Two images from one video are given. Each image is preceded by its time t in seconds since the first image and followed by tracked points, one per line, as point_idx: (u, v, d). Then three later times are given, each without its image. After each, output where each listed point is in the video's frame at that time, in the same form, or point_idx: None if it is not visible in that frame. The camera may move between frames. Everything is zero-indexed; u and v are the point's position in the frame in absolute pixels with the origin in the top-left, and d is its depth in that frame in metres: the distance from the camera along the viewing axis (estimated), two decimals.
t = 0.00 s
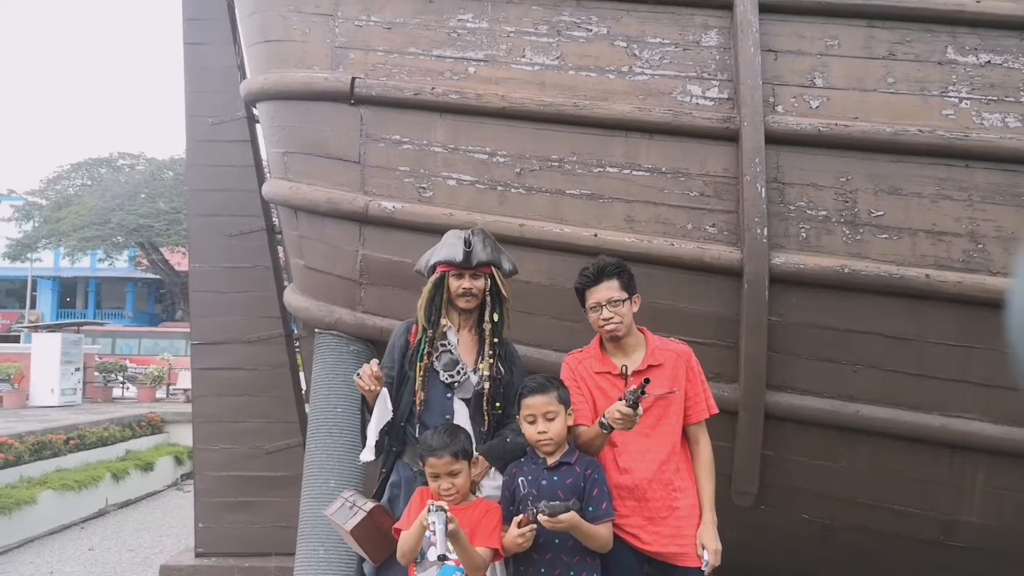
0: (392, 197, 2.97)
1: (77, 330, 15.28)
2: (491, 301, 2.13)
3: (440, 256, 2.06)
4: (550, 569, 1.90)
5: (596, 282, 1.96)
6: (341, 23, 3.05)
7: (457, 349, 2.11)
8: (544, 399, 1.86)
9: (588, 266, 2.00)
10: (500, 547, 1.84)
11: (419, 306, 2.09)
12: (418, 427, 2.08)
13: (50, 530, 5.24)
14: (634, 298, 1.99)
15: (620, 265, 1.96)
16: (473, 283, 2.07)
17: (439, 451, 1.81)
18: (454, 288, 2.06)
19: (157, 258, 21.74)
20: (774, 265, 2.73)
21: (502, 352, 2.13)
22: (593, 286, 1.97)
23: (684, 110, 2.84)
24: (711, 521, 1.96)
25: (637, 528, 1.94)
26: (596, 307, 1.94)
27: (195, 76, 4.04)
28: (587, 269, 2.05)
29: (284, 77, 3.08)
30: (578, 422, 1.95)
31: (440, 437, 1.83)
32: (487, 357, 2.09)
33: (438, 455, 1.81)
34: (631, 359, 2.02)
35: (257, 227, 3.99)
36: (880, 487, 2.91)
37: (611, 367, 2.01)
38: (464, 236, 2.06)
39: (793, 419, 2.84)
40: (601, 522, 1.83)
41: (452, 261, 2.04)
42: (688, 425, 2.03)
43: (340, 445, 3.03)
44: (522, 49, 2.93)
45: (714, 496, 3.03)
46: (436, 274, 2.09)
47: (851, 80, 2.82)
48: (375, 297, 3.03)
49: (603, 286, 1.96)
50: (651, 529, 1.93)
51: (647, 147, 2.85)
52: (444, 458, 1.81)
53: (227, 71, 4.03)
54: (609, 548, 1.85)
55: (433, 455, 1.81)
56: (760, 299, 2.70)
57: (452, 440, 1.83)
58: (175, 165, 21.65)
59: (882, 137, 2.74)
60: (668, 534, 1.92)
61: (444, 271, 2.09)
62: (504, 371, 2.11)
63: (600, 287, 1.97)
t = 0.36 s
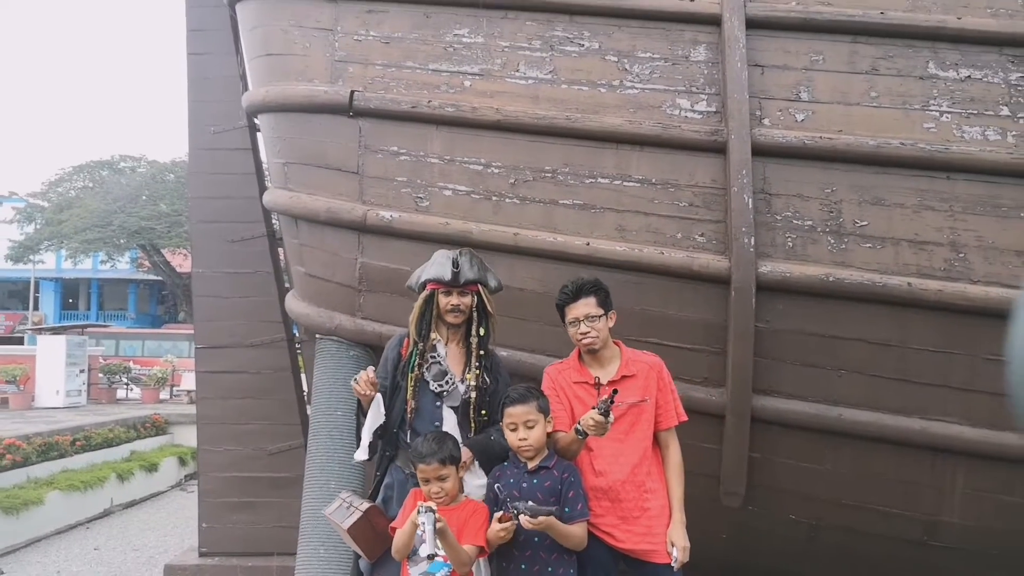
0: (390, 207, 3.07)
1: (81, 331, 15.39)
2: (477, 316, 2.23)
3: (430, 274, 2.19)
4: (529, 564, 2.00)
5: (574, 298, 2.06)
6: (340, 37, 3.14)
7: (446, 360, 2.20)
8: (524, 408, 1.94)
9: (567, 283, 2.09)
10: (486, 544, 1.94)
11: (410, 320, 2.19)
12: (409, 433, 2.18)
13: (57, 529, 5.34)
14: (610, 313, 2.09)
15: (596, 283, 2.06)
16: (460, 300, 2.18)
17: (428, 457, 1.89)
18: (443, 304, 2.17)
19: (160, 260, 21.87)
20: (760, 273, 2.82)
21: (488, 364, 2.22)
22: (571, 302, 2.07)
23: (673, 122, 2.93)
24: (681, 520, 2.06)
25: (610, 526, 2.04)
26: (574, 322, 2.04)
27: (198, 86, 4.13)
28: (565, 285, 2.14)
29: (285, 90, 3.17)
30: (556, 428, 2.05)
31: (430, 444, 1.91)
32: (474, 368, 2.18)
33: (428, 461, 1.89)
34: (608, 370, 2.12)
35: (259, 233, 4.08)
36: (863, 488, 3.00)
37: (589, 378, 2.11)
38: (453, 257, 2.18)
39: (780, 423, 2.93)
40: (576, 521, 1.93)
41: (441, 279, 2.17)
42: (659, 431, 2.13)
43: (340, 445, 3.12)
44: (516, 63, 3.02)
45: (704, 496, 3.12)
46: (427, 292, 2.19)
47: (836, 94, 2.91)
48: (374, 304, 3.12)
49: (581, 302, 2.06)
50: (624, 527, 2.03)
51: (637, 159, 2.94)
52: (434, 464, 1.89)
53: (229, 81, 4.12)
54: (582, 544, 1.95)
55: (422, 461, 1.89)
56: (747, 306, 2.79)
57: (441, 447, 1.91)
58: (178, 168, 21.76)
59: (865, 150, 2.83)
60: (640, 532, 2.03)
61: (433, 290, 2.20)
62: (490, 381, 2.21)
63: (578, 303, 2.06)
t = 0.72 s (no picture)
0: (396, 213, 3.18)
1: (94, 332, 15.57)
2: (471, 319, 2.35)
3: (426, 282, 2.28)
4: (518, 545, 2.10)
5: (562, 300, 2.16)
6: (348, 49, 3.26)
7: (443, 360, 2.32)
8: (511, 405, 2.03)
9: (556, 286, 2.21)
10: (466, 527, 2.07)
11: (409, 324, 2.30)
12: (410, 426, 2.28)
13: (73, 526, 5.47)
14: (595, 315, 2.20)
15: (583, 287, 2.18)
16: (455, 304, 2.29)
17: (422, 446, 2.00)
18: (439, 308, 2.29)
19: (171, 262, 22.08)
20: (752, 276, 2.92)
21: (482, 362, 2.33)
22: (560, 304, 2.18)
23: (668, 131, 3.03)
24: (658, 506, 2.16)
25: (593, 511, 2.16)
26: (561, 322, 2.15)
27: (210, 94, 4.25)
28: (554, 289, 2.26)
29: (295, 100, 3.28)
30: (543, 422, 2.16)
31: (424, 433, 2.03)
32: (469, 365, 2.30)
33: (422, 449, 2.00)
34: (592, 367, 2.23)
35: (269, 237, 4.20)
36: (853, 484, 3.10)
37: (574, 375, 2.22)
38: (447, 266, 2.27)
39: (772, 421, 3.03)
40: (561, 505, 2.03)
41: (437, 286, 2.26)
42: (640, 425, 2.24)
43: (348, 442, 3.25)
44: (517, 74, 3.13)
45: (699, 492, 3.23)
46: (424, 298, 2.31)
47: (826, 103, 3.01)
48: (380, 306, 3.24)
49: (569, 304, 2.17)
50: (605, 512, 2.14)
51: (634, 166, 3.05)
52: (428, 452, 2.01)
53: (240, 90, 4.24)
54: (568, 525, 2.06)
55: (417, 449, 2.01)
56: (739, 308, 2.89)
57: (434, 437, 2.03)
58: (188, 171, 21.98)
59: (854, 156, 2.93)
60: (620, 517, 2.14)
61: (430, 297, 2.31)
62: (483, 378, 2.32)
63: (565, 305, 2.17)
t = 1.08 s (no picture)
0: (431, 214, 3.26)
1: (139, 332, 15.95)
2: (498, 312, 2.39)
3: (455, 279, 2.34)
4: (545, 526, 2.15)
5: (587, 294, 2.21)
6: (383, 54, 3.35)
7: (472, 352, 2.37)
8: (539, 395, 2.09)
9: (580, 281, 2.25)
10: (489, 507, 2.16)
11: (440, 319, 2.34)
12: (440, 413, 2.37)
13: (122, 518, 5.66)
14: (618, 309, 2.25)
15: (607, 282, 2.22)
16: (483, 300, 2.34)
17: (453, 431, 2.08)
18: (468, 304, 2.34)
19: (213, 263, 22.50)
20: (782, 273, 2.95)
21: (507, 353, 2.40)
22: (584, 298, 2.23)
23: (697, 130, 3.07)
24: (680, 491, 2.21)
25: (617, 496, 2.20)
26: (585, 316, 2.20)
27: (250, 99, 4.38)
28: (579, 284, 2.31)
29: (332, 105, 3.38)
30: (568, 412, 2.22)
31: (455, 420, 2.11)
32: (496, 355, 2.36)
33: (453, 434, 2.08)
34: (616, 360, 2.28)
35: (308, 238, 4.32)
36: (885, 481, 3.12)
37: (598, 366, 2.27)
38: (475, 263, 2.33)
39: (803, 418, 3.06)
40: (587, 489, 2.09)
41: (466, 282, 2.32)
42: (661, 415, 2.30)
43: (386, 437, 3.34)
44: (548, 76, 3.19)
45: (730, 487, 3.26)
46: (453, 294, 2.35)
47: (855, 101, 3.03)
48: (415, 304, 3.33)
49: (593, 299, 2.22)
50: (629, 497, 2.19)
51: (663, 165, 3.09)
52: (459, 437, 2.09)
53: (279, 95, 4.35)
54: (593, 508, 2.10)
55: (448, 435, 2.09)
56: (768, 306, 2.92)
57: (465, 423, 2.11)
58: (229, 174, 22.40)
59: (884, 154, 2.94)
60: (643, 501, 2.19)
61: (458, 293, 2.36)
62: (508, 368, 2.38)
63: (590, 299, 2.22)
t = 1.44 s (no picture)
0: (485, 208, 3.32)
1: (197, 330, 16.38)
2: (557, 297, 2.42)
3: (514, 264, 2.37)
4: (606, 500, 2.15)
5: (646, 278, 2.25)
6: (437, 53, 3.42)
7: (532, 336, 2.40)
8: (599, 372, 2.12)
9: (639, 266, 2.29)
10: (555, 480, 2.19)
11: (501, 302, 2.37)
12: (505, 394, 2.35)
13: (186, 508, 5.84)
14: (677, 292, 2.27)
15: (665, 265, 2.25)
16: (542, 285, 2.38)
17: (520, 406, 2.15)
18: (528, 289, 2.38)
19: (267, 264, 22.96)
20: (838, 264, 2.94)
21: (565, 335, 2.40)
22: (643, 282, 2.26)
23: (750, 122, 3.07)
24: (739, 468, 2.22)
25: (676, 472, 2.23)
26: (644, 300, 2.23)
27: (308, 101, 4.49)
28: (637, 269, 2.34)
29: (389, 103, 3.46)
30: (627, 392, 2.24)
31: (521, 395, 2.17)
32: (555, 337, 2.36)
33: (520, 409, 2.14)
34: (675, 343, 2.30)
35: (364, 236, 4.42)
36: (944, 473, 3.08)
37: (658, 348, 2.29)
38: (535, 249, 2.36)
39: (860, 410, 3.04)
40: (647, 465, 2.10)
41: (526, 268, 2.34)
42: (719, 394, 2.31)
43: (442, 428, 3.41)
44: (600, 71, 3.23)
45: (785, 479, 3.26)
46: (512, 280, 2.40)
47: (912, 90, 3.00)
48: (470, 298, 3.39)
49: (651, 282, 2.25)
50: (688, 473, 2.21)
51: (717, 158, 3.10)
52: (525, 412, 2.15)
53: (336, 96, 4.46)
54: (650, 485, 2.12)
55: (515, 409, 2.14)
56: (824, 297, 2.91)
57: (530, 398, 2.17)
58: (282, 176, 22.87)
59: (942, 144, 2.91)
60: (702, 477, 2.21)
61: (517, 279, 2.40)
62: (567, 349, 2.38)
63: (649, 283, 2.25)
